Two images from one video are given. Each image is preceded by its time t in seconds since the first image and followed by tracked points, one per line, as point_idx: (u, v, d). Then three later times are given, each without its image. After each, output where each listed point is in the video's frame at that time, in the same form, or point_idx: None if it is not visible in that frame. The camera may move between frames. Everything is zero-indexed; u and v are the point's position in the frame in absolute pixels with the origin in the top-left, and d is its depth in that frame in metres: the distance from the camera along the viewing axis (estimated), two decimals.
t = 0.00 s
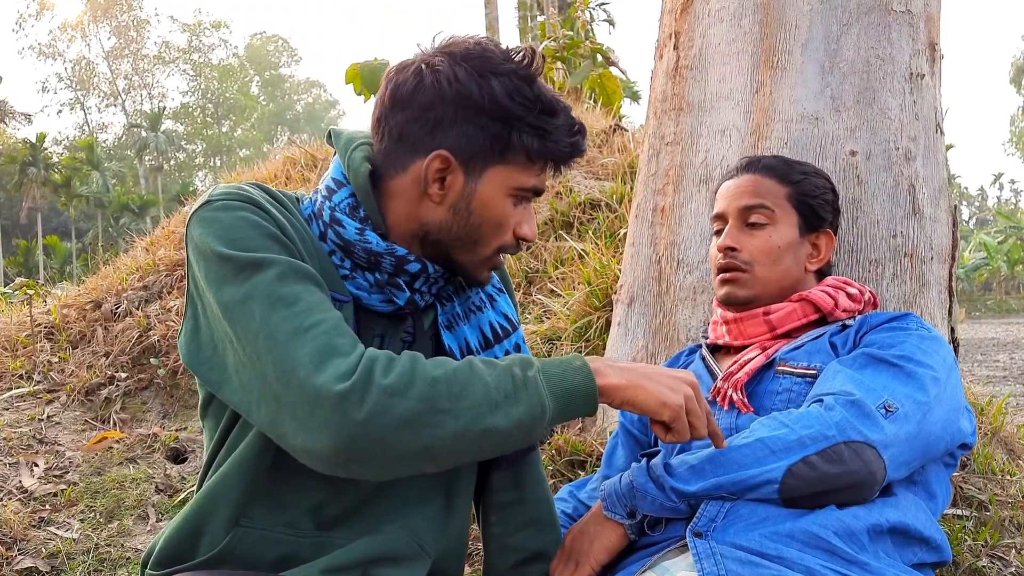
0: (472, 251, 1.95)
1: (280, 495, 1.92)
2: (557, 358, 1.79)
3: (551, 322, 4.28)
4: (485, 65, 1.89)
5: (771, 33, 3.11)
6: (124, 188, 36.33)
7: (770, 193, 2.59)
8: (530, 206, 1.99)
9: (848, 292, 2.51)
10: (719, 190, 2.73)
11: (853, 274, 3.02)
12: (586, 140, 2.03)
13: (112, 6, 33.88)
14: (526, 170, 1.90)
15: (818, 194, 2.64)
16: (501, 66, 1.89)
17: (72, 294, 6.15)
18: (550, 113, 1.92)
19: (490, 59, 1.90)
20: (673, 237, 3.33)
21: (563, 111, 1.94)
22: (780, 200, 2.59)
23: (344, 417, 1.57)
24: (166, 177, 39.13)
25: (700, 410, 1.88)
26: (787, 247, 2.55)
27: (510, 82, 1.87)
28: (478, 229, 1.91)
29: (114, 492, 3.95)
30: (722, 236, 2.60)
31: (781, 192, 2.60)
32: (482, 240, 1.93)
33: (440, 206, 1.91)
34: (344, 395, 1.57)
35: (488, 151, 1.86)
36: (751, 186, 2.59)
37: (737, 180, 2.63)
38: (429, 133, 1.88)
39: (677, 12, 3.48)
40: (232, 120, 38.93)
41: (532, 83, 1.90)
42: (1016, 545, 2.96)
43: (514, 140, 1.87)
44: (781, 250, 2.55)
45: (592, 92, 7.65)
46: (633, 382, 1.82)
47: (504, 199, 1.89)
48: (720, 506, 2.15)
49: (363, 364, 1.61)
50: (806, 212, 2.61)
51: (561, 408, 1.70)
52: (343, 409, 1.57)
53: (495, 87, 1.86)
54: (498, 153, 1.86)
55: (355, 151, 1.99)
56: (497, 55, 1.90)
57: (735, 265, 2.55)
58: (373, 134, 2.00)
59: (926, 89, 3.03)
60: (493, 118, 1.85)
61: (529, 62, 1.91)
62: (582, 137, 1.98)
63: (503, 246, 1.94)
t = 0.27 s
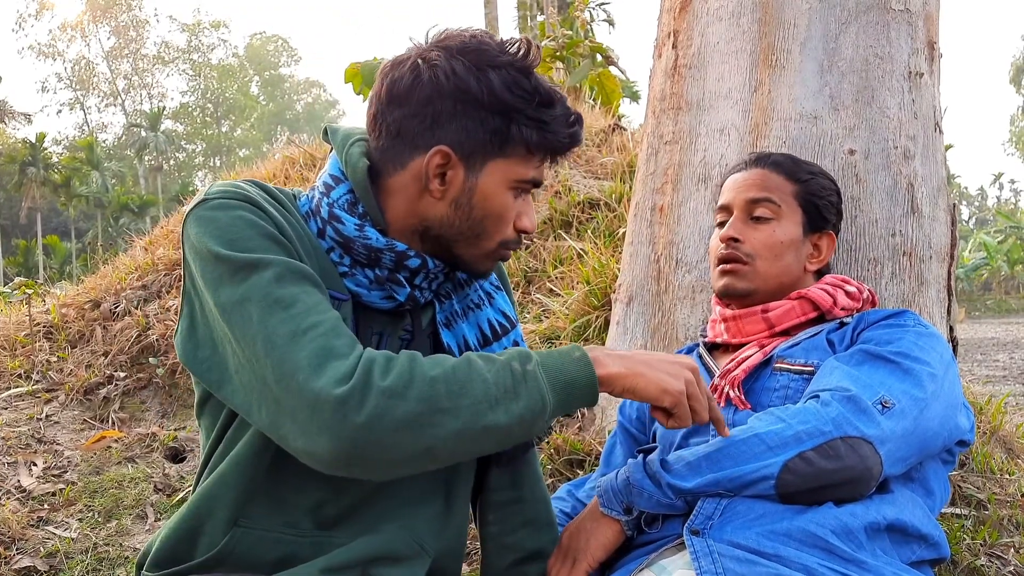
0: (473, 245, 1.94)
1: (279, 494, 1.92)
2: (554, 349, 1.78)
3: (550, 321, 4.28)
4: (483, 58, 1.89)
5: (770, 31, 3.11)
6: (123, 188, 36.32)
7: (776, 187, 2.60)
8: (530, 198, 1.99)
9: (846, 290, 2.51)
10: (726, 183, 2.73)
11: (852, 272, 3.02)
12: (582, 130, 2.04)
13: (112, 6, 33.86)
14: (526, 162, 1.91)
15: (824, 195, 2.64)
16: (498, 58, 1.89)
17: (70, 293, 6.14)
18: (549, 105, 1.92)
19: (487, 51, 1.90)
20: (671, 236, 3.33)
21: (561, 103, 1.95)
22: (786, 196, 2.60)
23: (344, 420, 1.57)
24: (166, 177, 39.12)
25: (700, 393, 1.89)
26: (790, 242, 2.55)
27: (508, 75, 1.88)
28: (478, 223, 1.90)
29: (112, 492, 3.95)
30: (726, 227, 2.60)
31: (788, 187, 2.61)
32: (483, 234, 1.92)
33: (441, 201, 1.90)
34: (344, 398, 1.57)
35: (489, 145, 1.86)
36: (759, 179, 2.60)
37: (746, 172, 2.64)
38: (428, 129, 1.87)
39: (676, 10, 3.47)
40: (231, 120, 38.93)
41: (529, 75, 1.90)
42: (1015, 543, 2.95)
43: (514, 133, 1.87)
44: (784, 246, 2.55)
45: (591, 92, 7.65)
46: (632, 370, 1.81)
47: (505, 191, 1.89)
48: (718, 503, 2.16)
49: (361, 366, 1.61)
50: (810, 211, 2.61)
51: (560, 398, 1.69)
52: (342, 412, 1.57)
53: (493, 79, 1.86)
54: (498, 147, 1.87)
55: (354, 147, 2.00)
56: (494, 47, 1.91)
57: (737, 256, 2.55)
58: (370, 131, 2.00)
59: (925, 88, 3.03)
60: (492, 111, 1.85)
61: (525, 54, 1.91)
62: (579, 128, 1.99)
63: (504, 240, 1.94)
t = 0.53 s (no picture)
0: (471, 240, 1.94)
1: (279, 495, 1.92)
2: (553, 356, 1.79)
3: (550, 320, 4.28)
4: (471, 51, 1.89)
5: (769, 31, 3.11)
6: (123, 187, 36.32)
7: (773, 189, 2.60)
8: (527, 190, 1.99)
9: (846, 290, 2.51)
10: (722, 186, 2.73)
11: (851, 271, 3.02)
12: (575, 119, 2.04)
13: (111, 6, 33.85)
14: (521, 154, 1.91)
15: (822, 194, 2.64)
16: (487, 49, 1.90)
17: (70, 293, 6.14)
18: (540, 95, 1.93)
19: (476, 43, 1.91)
20: (671, 235, 3.33)
21: (552, 93, 1.95)
22: (783, 198, 2.60)
23: (344, 426, 1.57)
24: (165, 177, 39.12)
25: (696, 406, 1.89)
26: (788, 244, 2.55)
27: (497, 66, 1.88)
28: (476, 216, 1.90)
29: (111, 492, 3.95)
30: (724, 231, 2.60)
31: (784, 189, 2.60)
32: (481, 227, 1.92)
33: (437, 196, 1.90)
34: (344, 404, 1.56)
35: (482, 137, 1.86)
36: (755, 182, 2.60)
37: (742, 175, 2.64)
38: (421, 124, 1.88)
39: (676, 10, 3.47)
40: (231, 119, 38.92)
41: (519, 66, 1.91)
42: (1014, 543, 2.95)
43: (507, 124, 1.87)
44: (783, 248, 2.55)
45: (591, 91, 7.65)
46: (630, 380, 1.82)
47: (502, 182, 1.89)
48: (718, 503, 2.16)
49: (362, 373, 1.61)
50: (808, 211, 2.61)
51: (559, 408, 1.70)
52: (342, 418, 1.57)
53: (483, 71, 1.87)
54: (491, 139, 1.87)
55: (349, 146, 2.00)
56: (482, 39, 1.91)
57: (736, 260, 2.55)
58: (364, 129, 2.00)
59: (925, 87, 3.03)
60: (484, 104, 1.86)
61: (514, 45, 1.93)
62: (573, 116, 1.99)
63: (502, 232, 1.94)
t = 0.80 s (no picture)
0: (474, 239, 1.94)
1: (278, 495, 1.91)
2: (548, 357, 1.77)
3: (550, 320, 4.27)
4: (474, 52, 1.89)
5: (770, 30, 3.11)
6: (123, 187, 36.31)
7: (776, 189, 2.60)
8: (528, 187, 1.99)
9: (848, 290, 2.51)
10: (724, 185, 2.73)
11: (852, 271, 3.01)
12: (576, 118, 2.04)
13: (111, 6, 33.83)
14: (524, 153, 1.91)
15: (824, 194, 2.64)
16: (489, 50, 1.89)
17: (69, 293, 6.14)
18: (542, 95, 1.93)
19: (477, 44, 1.91)
20: (672, 235, 3.32)
21: (554, 93, 1.95)
22: (785, 197, 2.59)
23: (338, 437, 1.57)
24: (165, 177, 39.11)
25: (692, 398, 1.88)
26: (791, 244, 2.55)
27: (500, 66, 1.88)
28: (480, 216, 1.90)
29: (111, 492, 3.95)
30: (726, 231, 2.60)
31: (787, 188, 2.60)
32: (485, 227, 1.92)
33: (441, 198, 1.90)
34: (337, 416, 1.56)
35: (486, 138, 1.86)
36: (758, 181, 2.60)
37: (745, 175, 2.63)
38: (425, 126, 1.87)
39: (676, 9, 3.46)
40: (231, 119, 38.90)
41: (521, 65, 1.91)
42: (1015, 542, 2.95)
43: (512, 125, 1.87)
44: (785, 247, 2.54)
45: (591, 91, 7.65)
46: (623, 377, 1.80)
47: (506, 182, 1.89)
48: (719, 504, 2.15)
49: (355, 383, 1.60)
50: (810, 210, 2.61)
51: (552, 409, 1.69)
52: (336, 429, 1.57)
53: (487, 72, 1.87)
54: (496, 139, 1.87)
55: (349, 146, 1.99)
56: (483, 39, 1.91)
57: (739, 260, 2.55)
58: (364, 130, 1.99)
59: (925, 87, 3.03)
60: (489, 104, 1.86)
61: (514, 44, 1.93)
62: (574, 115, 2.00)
63: (504, 229, 1.94)
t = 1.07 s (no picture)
0: (468, 239, 1.95)
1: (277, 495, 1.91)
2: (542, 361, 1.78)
3: (550, 319, 4.27)
4: (471, 51, 1.88)
5: (770, 30, 3.11)
6: (122, 186, 36.29)
7: (774, 189, 2.59)
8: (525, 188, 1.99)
9: (849, 291, 2.51)
10: (722, 186, 2.73)
11: (852, 271, 3.01)
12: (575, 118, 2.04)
13: (110, 5, 33.81)
14: (520, 153, 1.91)
15: (823, 192, 2.64)
16: (487, 49, 1.89)
17: (68, 292, 6.14)
18: (540, 95, 1.92)
19: (475, 43, 1.90)
20: (672, 234, 3.32)
21: (552, 93, 1.95)
22: (784, 197, 2.59)
23: (334, 436, 1.57)
24: (164, 176, 39.09)
25: (687, 402, 1.89)
26: (790, 244, 2.55)
27: (498, 66, 1.88)
28: (474, 215, 1.91)
29: (110, 492, 3.95)
30: (725, 232, 2.59)
31: (786, 188, 2.60)
32: (479, 226, 1.93)
33: (436, 197, 1.90)
34: (334, 414, 1.56)
35: (482, 137, 1.86)
36: (756, 182, 2.59)
37: (743, 175, 2.63)
38: (420, 125, 1.87)
39: (676, 8, 3.46)
40: (230, 118, 38.88)
41: (519, 65, 1.90)
42: (1015, 542, 2.95)
43: (507, 124, 1.87)
44: (785, 247, 2.54)
45: (591, 90, 7.65)
46: (620, 380, 1.81)
47: (501, 182, 1.90)
48: (720, 504, 2.15)
49: (352, 382, 1.60)
50: (809, 210, 2.61)
51: (547, 412, 1.69)
52: (331, 429, 1.57)
53: (483, 71, 1.86)
54: (491, 139, 1.87)
55: (347, 144, 1.98)
56: (482, 38, 1.91)
57: (738, 261, 2.55)
58: (361, 128, 1.99)
59: (925, 86, 3.03)
60: (484, 104, 1.85)
61: (513, 44, 1.92)
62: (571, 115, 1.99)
63: (499, 230, 1.94)
